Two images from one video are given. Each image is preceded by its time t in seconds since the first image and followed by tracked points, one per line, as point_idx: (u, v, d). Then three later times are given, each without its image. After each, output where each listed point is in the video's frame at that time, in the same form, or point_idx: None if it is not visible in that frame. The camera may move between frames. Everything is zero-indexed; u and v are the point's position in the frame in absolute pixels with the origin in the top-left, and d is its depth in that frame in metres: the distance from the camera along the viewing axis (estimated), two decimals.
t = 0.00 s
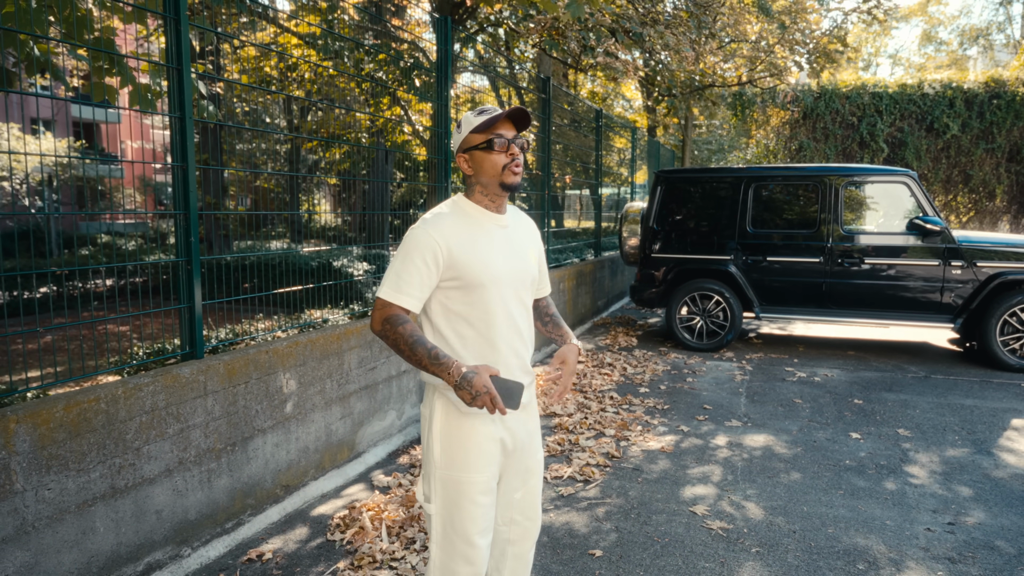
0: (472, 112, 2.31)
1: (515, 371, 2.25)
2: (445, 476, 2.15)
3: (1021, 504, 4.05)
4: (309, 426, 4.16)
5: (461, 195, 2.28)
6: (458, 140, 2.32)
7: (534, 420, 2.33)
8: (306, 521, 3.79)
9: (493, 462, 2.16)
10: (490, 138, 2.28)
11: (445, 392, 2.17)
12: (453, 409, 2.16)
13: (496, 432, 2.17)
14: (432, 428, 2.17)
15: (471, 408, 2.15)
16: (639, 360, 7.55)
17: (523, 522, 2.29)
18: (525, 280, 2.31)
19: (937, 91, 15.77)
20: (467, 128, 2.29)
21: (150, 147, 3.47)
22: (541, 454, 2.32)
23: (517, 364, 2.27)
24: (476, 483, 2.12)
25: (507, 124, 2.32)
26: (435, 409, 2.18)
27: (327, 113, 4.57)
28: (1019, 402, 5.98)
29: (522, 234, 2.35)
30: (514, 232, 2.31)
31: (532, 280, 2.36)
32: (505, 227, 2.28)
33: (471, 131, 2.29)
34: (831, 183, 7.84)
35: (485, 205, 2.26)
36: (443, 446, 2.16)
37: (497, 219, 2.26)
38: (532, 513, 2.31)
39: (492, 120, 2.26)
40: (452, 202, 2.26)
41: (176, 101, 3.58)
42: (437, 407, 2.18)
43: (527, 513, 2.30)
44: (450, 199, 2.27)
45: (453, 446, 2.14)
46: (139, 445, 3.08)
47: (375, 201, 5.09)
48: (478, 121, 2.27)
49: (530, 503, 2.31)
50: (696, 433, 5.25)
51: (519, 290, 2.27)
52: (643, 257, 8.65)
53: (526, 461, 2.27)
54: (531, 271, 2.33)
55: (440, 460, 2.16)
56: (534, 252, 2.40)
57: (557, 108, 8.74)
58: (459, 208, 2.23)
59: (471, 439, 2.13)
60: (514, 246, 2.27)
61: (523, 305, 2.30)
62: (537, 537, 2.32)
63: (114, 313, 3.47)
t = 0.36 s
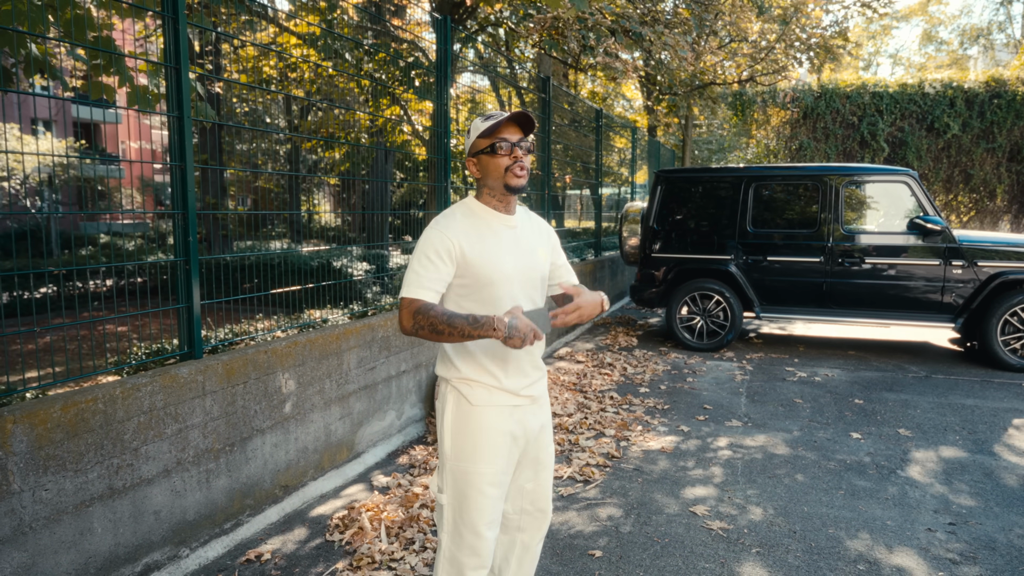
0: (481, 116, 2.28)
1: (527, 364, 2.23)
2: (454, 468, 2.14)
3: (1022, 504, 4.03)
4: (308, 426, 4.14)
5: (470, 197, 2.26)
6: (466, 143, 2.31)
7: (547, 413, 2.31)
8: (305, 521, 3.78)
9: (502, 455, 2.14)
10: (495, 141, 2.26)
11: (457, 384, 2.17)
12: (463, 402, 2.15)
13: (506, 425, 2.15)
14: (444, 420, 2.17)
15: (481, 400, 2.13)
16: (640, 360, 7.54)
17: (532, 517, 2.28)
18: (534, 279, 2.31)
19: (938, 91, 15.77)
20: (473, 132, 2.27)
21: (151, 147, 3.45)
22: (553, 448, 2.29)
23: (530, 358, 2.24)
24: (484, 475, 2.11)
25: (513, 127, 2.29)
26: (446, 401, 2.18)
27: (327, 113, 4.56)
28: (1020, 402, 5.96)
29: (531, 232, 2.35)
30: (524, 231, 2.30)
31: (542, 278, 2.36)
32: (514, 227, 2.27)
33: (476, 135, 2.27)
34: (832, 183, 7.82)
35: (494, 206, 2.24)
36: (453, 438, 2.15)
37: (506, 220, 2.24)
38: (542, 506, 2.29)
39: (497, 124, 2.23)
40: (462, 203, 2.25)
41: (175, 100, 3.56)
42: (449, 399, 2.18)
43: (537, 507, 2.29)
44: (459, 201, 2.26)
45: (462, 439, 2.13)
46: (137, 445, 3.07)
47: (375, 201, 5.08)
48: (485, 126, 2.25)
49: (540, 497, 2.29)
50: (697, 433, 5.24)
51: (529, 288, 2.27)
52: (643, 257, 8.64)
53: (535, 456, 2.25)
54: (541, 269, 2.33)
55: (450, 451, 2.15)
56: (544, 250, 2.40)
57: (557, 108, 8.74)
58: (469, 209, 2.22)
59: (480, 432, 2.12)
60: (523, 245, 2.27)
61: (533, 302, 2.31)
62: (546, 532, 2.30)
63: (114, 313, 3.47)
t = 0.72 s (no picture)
0: (489, 117, 2.28)
1: (527, 366, 2.21)
2: (452, 469, 2.13)
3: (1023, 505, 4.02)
4: (307, 427, 4.13)
5: (471, 197, 2.25)
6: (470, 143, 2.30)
7: (547, 416, 2.29)
8: (304, 523, 3.77)
9: (501, 457, 2.12)
10: (499, 144, 2.26)
11: (456, 385, 2.15)
12: (462, 403, 2.14)
13: (504, 426, 2.13)
14: (442, 421, 2.16)
15: (480, 402, 2.12)
16: (640, 360, 7.53)
17: (531, 520, 2.26)
18: (536, 281, 2.29)
19: (938, 91, 15.76)
20: (478, 132, 2.27)
21: (149, 147, 3.41)
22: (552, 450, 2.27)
23: (530, 360, 2.22)
24: (482, 477, 2.09)
25: (518, 131, 2.29)
26: (446, 402, 2.17)
27: (327, 113, 4.55)
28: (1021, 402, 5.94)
29: (534, 233, 2.33)
30: (527, 232, 2.28)
31: (543, 279, 2.35)
32: (518, 228, 2.25)
33: (482, 136, 2.27)
34: (832, 183, 7.81)
35: (496, 207, 2.22)
36: (452, 439, 2.14)
37: (510, 222, 2.23)
38: (540, 509, 2.27)
39: (503, 126, 2.23)
40: (463, 203, 2.23)
41: (172, 101, 3.56)
42: (447, 400, 2.17)
43: (536, 509, 2.27)
44: (461, 201, 2.24)
45: (460, 439, 2.12)
46: (134, 446, 3.05)
47: (375, 201, 5.07)
48: (491, 126, 2.25)
49: (539, 500, 2.27)
50: (697, 434, 5.22)
51: (530, 290, 2.26)
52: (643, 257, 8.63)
53: (534, 458, 2.22)
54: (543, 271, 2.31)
55: (449, 452, 2.14)
56: (547, 252, 2.37)
57: (557, 108, 8.72)
58: (471, 208, 2.20)
59: (478, 433, 2.10)
60: (526, 246, 2.25)
61: (535, 304, 2.30)
62: (545, 534, 2.28)
63: (112, 312, 3.39)
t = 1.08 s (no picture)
0: (479, 112, 2.25)
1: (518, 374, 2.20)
2: (443, 480, 2.11)
3: None
4: (307, 427, 4.12)
5: (463, 196, 2.23)
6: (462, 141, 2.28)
7: (537, 424, 2.28)
8: (304, 524, 3.76)
9: (493, 466, 2.12)
10: (491, 142, 2.23)
11: (445, 394, 2.14)
12: (452, 412, 2.12)
13: (495, 435, 2.12)
14: (432, 431, 2.14)
15: (470, 411, 2.11)
16: (640, 360, 7.52)
17: (524, 529, 2.25)
18: (528, 282, 2.28)
19: (938, 90, 15.76)
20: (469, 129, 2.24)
21: (149, 147, 3.41)
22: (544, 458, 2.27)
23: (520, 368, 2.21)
24: (475, 487, 2.09)
25: (512, 127, 2.25)
26: (435, 411, 2.15)
27: (327, 114, 4.53)
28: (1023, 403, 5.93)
29: (526, 233, 2.32)
30: (519, 233, 2.27)
31: (536, 281, 2.33)
32: (510, 228, 2.24)
33: (473, 133, 2.23)
34: (833, 183, 7.79)
35: (488, 207, 2.21)
36: (442, 449, 2.12)
37: (501, 223, 2.22)
38: (533, 518, 2.27)
39: (495, 123, 2.20)
40: (455, 203, 2.22)
41: (172, 100, 3.55)
42: (436, 409, 2.15)
43: (529, 518, 2.26)
44: (453, 200, 2.23)
45: (450, 449, 2.11)
46: (133, 447, 3.04)
47: (375, 201, 5.05)
48: (482, 123, 2.21)
49: (532, 509, 2.26)
50: (698, 435, 5.21)
51: (522, 292, 2.24)
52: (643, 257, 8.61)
53: (526, 467, 2.21)
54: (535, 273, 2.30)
55: (439, 462, 2.13)
56: (538, 254, 2.37)
57: (558, 108, 8.72)
58: (462, 209, 2.19)
59: (469, 443, 2.09)
60: (517, 247, 2.24)
61: (527, 307, 2.28)
62: (539, 543, 2.27)
63: (111, 312, 3.37)
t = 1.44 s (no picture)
0: (471, 109, 2.25)
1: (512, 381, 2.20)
2: (440, 492, 2.10)
3: None
4: (309, 428, 4.12)
5: (455, 195, 2.22)
6: (455, 138, 2.25)
7: (530, 430, 2.29)
8: (306, 524, 3.76)
9: (490, 476, 2.12)
10: (489, 139, 2.23)
11: (440, 404, 2.12)
12: (447, 422, 2.11)
13: (492, 444, 2.13)
14: (426, 443, 2.12)
15: (466, 421, 2.10)
16: (641, 360, 7.51)
17: (520, 537, 2.25)
18: (519, 285, 2.27)
19: (939, 91, 15.77)
20: (465, 126, 2.22)
21: (150, 146, 3.39)
22: (538, 464, 2.28)
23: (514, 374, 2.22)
24: (475, 498, 2.08)
25: (506, 125, 2.27)
26: (429, 422, 2.13)
27: (327, 113, 4.52)
28: None
29: (516, 234, 2.31)
30: (509, 234, 2.26)
31: (526, 283, 2.33)
32: (501, 229, 2.23)
33: (467, 131, 2.23)
34: (834, 183, 7.79)
35: (480, 208, 2.20)
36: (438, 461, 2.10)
37: (492, 223, 2.21)
38: (528, 526, 2.27)
39: (492, 120, 2.20)
40: (445, 203, 2.20)
41: (173, 99, 3.54)
42: (430, 420, 2.13)
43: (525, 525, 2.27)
44: (443, 200, 2.22)
45: (448, 461, 2.09)
46: (136, 448, 3.04)
47: (376, 201, 5.05)
48: (476, 119, 2.22)
49: (528, 517, 2.26)
50: (699, 435, 5.21)
51: (514, 295, 2.24)
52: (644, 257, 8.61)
53: (521, 474, 2.22)
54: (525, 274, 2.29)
55: (434, 474, 2.11)
56: (528, 254, 2.35)
57: (558, 107, 8.71)
58: (453, 211, 2.17)
59: (467, 454, 2.09)
60: (508, 249, 2.23)
61: (519, 309, 2.28)
62: (534, 549, 2.28)
63: (113, 312, 3.41)
